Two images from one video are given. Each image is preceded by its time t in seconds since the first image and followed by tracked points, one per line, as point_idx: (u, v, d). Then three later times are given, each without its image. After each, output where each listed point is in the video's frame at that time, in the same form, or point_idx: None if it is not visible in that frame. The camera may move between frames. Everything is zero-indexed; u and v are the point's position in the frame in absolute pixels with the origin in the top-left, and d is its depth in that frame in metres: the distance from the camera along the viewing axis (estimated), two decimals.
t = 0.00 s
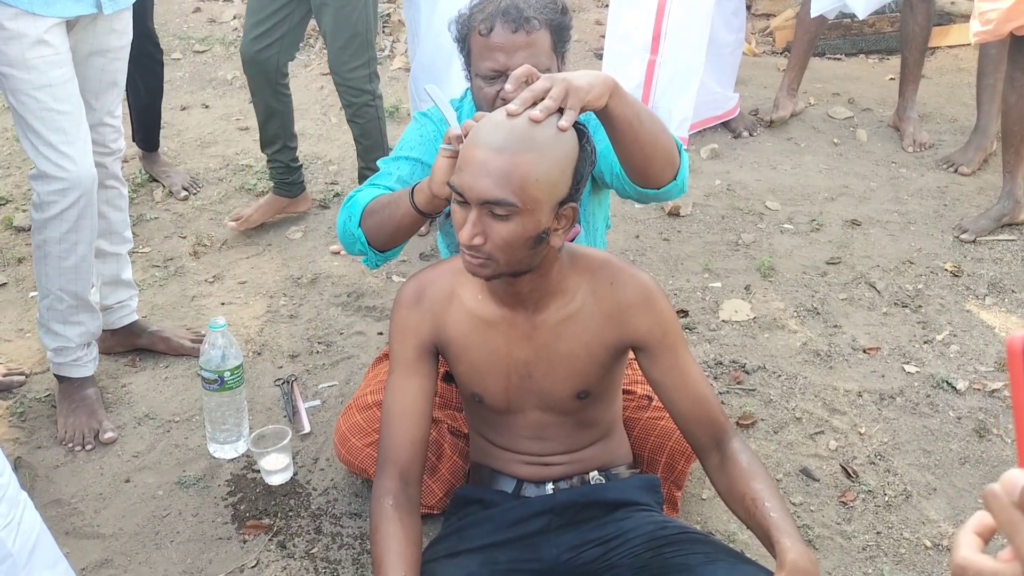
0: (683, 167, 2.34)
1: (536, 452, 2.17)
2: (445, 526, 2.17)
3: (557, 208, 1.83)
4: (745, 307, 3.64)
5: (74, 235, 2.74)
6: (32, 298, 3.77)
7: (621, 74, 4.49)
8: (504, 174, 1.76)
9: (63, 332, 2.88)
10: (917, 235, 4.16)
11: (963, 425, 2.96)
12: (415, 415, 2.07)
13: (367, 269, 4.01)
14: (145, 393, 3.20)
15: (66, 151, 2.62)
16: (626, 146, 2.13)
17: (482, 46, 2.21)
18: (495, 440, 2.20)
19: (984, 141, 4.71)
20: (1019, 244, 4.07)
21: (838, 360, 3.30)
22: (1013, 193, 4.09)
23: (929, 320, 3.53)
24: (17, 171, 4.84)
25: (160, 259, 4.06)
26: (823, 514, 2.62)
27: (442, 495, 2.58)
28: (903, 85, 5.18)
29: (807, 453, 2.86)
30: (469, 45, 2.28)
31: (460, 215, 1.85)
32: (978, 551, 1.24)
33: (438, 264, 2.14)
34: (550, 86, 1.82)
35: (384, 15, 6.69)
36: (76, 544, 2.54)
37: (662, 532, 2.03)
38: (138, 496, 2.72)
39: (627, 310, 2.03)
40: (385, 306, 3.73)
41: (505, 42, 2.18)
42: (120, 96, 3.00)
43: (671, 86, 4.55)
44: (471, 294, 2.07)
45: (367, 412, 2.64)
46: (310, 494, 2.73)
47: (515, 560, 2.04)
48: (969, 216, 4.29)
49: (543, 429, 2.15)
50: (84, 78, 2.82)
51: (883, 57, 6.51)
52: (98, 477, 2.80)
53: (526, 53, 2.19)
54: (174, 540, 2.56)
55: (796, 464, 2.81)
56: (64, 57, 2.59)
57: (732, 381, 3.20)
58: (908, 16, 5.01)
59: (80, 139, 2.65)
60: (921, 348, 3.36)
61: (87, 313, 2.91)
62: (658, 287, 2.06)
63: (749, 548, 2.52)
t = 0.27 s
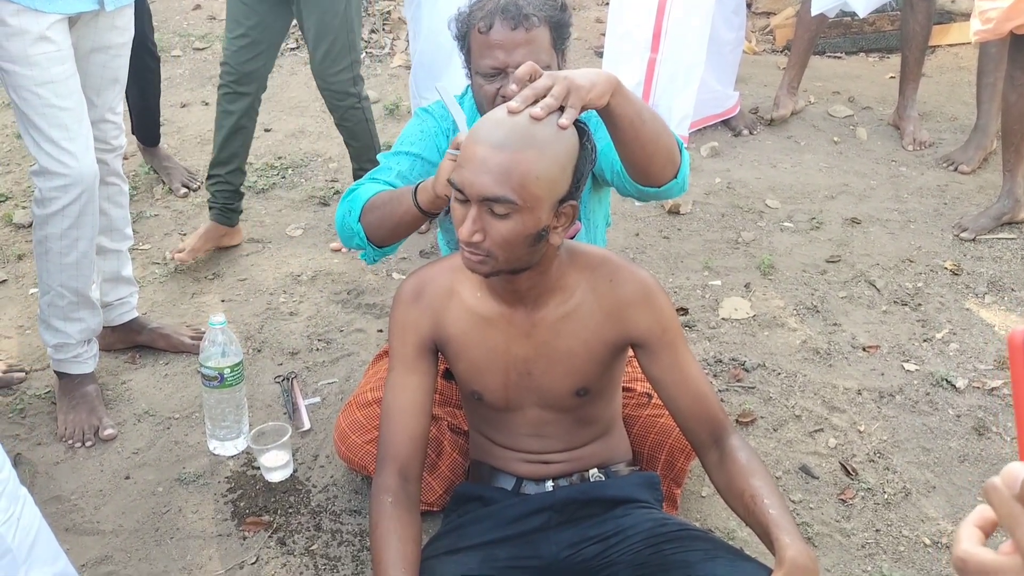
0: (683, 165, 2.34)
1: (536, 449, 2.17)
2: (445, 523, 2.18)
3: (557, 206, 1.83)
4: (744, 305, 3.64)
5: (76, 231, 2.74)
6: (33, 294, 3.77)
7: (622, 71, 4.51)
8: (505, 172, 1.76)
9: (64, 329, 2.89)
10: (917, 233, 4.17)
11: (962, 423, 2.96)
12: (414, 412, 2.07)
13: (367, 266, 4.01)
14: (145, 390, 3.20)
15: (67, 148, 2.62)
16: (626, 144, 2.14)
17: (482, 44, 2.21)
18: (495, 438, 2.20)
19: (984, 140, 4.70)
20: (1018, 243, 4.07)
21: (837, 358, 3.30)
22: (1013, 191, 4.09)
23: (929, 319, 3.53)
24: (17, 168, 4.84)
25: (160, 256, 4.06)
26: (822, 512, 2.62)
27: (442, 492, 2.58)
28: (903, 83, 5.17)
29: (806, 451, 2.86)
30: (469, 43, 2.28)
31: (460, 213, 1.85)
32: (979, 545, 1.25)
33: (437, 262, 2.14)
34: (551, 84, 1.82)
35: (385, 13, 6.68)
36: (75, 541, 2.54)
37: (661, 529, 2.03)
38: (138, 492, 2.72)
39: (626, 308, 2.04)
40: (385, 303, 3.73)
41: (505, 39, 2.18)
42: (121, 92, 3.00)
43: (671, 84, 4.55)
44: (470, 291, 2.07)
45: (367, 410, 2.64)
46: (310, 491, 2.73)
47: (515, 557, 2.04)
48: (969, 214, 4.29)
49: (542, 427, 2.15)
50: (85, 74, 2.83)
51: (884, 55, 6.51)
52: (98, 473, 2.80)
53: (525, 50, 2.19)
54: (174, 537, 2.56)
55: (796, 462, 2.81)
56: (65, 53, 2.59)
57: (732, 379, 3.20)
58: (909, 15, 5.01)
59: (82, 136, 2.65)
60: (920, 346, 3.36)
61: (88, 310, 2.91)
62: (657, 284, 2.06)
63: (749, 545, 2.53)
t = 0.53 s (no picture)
0: (683, 163, 2.34)
1: (536, 448, 2.17)
2: (445, 522, 2.18)
3: (556, 205, 1.83)
4: (744, 304, 3.64)
5: (76, 229, 2.74)
6: (33, 293, 3.77)
7: (623, 72, 4.51)
8: (504, 171, 1.76)
9: (64, 328, 2.89)
10: (917, 232, 4.17)
11: (962, 422, 2.96)
12: (414, 411, 2.07)
13: (367, 265, 4.01)
14: (145, 389, 3.20)
15: (69, 146, 2.62)
16: (625, 142, 2.13)
17: (481, 42, 2.21)
18: (494, 437, 2.20)
19: (984, 139, 4.70)
20: (1018, 242, 4.07)
21: (837, 357, 3.30)
22: (1013, 190, 4.09)
23: (928, 318, 3.53)
24: (17, 167, 4.84)
25: (160, 255, 4.06)
26: (822, 511, 2.62)
27: (441, 491, 2.58)
28: (903, 82, 5.17)
29: (806, 450, 2.86)
30: (468, 42, 2.28)
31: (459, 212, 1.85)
32: (977, 538, 1.25)
33: (437, 261, 2.15)
34: (550, 83, 1.82)
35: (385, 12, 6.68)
36: (75, 540, 2.54)
37: (661, 527, 2.03)
38: (137, 491, 2.72)
39: (625, 306, 2.04)
40: (385, 302, 3.73)
41: (504, 38, 2.18)
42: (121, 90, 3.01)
43: (672, 83, 4.54)
44: (469, 290, 2.07)
45: (366, 408, 2.63)
46: (310, 490, 2.73)
47: (515, 556, 2.04)
48: (969, 214, 4.29)
49: (542, 426, 2.15)
50: (86, 72, 2.83)
51: (884, 54, 6.51)
52: (98, 472, 2.80)
53: (525, 49, 2.19)
54: (174, 537, 2.56)
55: (795, 461, 2.81)
56: (67, 52, 2.59)
57: (731, 378, 3.20)
58: (909, 14, 5.02)
59: (83, 134, 2.65)
60: (920, 345, 3.36)
61: (88, 309, 2.91)
62: (657, 282, 2.06)
63: (748, 544, 2.53)
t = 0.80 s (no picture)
0: (682, 162, 2.33)
1: (535, 448, 2.16)
2: (444, 521, 2.18)
3: (555, 204, 1.83)
4: (744, 304, 3.64)
5: (76, 228, 2.73)
6: (32, 292, 3.77)
7: (623, 72, 4.50)
8: (503, 170, 1.76)
9: (63, 326, 2.89)
10: (917, 232, 4.16)
11: (962, 422, 2.96)
12: (413, 410, 2.07)
13: (367, 265, 4.01)
14: (144, 388, 3.20)
15: (68, 145, 2.61)
16: (625, 141, 2.13)
17: (479, 42, 2.21)
18: (494, 436, 2.20)
19: (985, 138, 4.69)
20: (1019, 241, 4.07)
21: (837, 357, 3.30)
22: (1013, 189, 4.08)
23: (929, 317, 3.53)
24: (17, 166, 4.84)
25: (160, 255, 4.06)
26: (822, 511, 2.62)
27: (440, 490, 2.58)
28: (904, 81, 5.16)
29: (806, 450, 2.86)
30: (466, 41, 2.27)
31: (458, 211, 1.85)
32: (972, 523, 1.25)
33: (436, 260, 2.14)
34: (549, 82, 1.82)
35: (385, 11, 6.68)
36: (73, 539, 2.54)
37: (661, 527, 2.03)
38: (137, 491, 2.72)
39: (625, 305, 2.03)
40: (385, 301, 3.73)
41: (502, 37, 2.18)
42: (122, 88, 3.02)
43: (672, 82, 4.54)
44: (469, 289, 2.07)
45: (366, 408, 2.63)
46: (310, 489, 2.73)
47: (514, 556, 2.04)
48: (969, 213, 4.28)
49: (542, 426, 2.15)
50: (85, 71, 2.83)
51: (884, 53, 6.50)
52: (97, 472, 2.80)
53: (522, 48, 2.19)
54: (173, 536, 2.56)
55: (795, 461, 2.81)
56: (66, 50, 2.59)
57: (731, 378, 3.20)
58: (909, 13, 5.01)
59: (83, 132, 2.64)
60: (920, 345, 3.36)
61: (88, 308, 2.91)
62: (656, 282, 2.06)
63: (748, 544, 2.53)
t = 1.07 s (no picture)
0: (682, 158, 2.33)
1: (536, 446, 2.16)
2: (444, 519, 2.17)
3: (555, 201, 1.82)
4: (745, 301, 3.63)
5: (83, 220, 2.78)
6: (31, 290, 3.77)
7: (622, 69, 4.51)
8: (502, 167, 1.75)
9: (81, 304, 2.98)
10: (917, 229, 4.16)
11: (962, 420, 2.95)
12: (413, 408, 2.06)
13: (367, 263, 4.00)
14: (144, 386, 3.20)
15: (69, 142, 2.62)
16: (625, 138, 2.12)
17: (478, 39, 2.20)
18: (494, 434, 2.20)
19: (985, 136, 4.68)
20: (1019, 239, 4.06)
21: (838, 354, 3.30)
22: (1014, 187, 4.08)
23: (929, 315, 3.52)
24: (16, 164, 4.83)
25: (159, 253, 4.05)
26: (822, 508, 2.62)
27: (440, 488, 2.58)
28: (904, 79, 5.16)
29: (806, 448, 2.85)
30: (464, 38, 2.27)
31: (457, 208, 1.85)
32: (969, 506, 1.25)
33: (436, 257, 2.14)
34: (549, 78, 1.81)
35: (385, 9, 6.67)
36: (73, 537, 2.54)
37: (661, 525, 2.03)
38: (137, 489, 2.72)
39: (624, 303, 2.03)
40: (385, 299, 3.73)
41: (501, 34, 2.17)
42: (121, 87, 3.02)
43: (671, 79, 4.52)
44: (468, 287, 2.07)
45: (366, 406, 2.63)
46: (310, 487, 2.72)
47: (514, 553, 2.04)
48: (970, 211, 4.28)
49: (542, 424, 2.14)
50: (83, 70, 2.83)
51: (884, 51, 6.49)
52: (96, 470, 2.80)
53: (521, 45, 2.18)
54: (173, 534, 2.55)
55: (796, 459, 2.81)
56: (64, 48, 2.58)
57: (732, 376, 3.19)
58: (909, 11, 5.01)
59: (83, 129, 2.64)
60: (921, 343, 3.35)
61: (103, 288, 2.98)
62: (656, 279, 2.05)
63: (748, 541, 2.52)
